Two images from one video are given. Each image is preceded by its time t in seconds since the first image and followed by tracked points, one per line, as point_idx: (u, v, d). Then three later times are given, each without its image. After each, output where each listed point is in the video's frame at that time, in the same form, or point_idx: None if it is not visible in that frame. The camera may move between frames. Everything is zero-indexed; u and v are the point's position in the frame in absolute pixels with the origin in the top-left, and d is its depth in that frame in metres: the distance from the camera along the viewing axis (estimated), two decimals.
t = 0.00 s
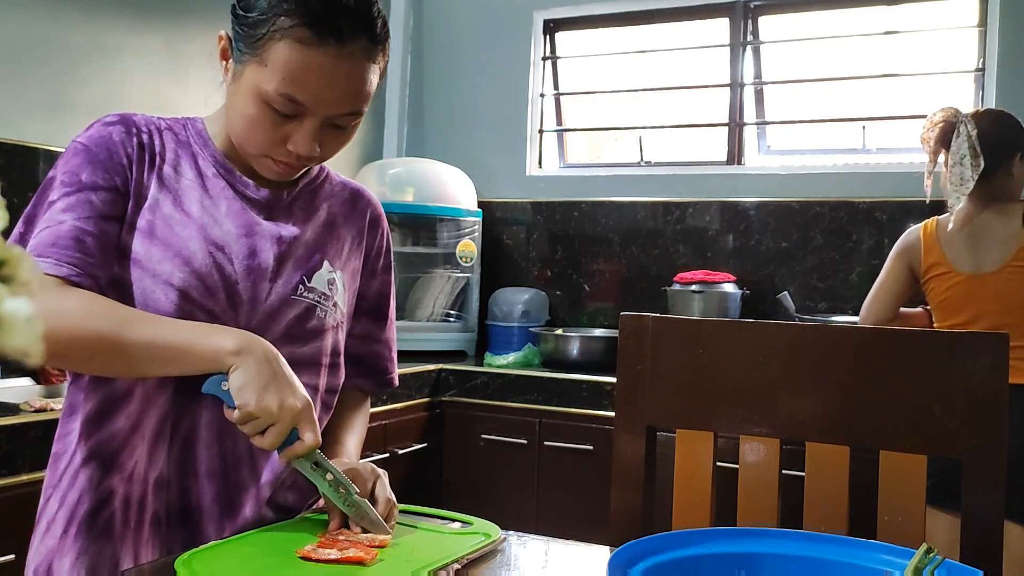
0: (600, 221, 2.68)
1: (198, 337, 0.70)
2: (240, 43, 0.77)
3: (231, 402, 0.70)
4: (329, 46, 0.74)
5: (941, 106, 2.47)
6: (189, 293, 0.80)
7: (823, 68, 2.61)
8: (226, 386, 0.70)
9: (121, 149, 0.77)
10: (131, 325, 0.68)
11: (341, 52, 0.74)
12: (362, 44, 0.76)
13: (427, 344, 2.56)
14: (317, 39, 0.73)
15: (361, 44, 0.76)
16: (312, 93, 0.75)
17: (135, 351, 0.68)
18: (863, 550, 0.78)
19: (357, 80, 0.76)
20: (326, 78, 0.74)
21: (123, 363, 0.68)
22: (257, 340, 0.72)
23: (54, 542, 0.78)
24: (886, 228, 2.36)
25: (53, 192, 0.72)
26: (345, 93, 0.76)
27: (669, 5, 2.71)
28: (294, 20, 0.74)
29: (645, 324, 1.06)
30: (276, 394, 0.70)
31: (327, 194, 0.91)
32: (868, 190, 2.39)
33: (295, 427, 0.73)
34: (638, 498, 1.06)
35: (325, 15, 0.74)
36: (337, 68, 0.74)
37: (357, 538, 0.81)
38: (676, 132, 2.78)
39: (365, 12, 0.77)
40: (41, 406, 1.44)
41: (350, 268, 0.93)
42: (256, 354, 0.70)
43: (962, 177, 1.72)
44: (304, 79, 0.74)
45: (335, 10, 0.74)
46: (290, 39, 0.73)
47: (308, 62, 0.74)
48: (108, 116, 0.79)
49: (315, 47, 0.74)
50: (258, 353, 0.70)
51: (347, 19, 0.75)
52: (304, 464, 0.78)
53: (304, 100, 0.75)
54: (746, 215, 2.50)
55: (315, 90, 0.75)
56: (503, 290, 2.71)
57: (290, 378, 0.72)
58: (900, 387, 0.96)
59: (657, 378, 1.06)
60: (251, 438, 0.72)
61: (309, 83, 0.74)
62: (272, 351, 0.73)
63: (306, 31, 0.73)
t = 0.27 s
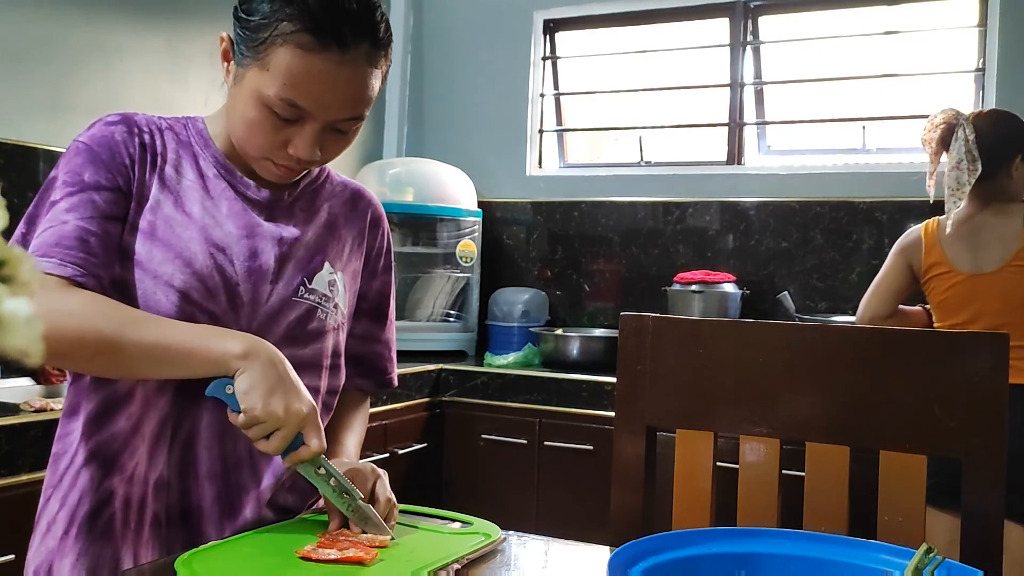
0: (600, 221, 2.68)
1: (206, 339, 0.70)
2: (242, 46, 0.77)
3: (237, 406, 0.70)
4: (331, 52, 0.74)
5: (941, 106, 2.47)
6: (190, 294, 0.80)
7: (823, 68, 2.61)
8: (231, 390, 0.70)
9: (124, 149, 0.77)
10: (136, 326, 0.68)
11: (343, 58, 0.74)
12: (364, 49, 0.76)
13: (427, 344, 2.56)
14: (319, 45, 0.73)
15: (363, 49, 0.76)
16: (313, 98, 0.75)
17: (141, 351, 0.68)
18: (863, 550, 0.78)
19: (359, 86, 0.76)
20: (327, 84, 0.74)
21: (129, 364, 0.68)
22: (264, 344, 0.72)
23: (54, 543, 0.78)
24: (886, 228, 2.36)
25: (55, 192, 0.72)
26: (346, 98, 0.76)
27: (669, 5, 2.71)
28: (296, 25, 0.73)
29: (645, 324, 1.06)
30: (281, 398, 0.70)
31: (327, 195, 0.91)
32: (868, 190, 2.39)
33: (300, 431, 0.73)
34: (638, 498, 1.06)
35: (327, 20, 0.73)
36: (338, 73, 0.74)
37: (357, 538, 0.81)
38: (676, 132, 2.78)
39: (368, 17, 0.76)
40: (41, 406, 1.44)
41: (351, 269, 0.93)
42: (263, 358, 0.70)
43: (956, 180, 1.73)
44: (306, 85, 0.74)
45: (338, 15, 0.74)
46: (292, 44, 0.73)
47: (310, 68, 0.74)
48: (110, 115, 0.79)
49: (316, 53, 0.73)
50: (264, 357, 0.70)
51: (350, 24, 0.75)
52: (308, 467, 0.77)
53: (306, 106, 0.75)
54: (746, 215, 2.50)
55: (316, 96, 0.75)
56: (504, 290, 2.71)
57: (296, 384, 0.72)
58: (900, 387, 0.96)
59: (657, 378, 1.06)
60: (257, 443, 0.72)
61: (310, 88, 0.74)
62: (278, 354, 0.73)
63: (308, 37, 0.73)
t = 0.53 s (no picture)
0: (600, 221, 2.69)
1: (205, 343, 0.70)
2: (245, 48, 0.77)
3: (230, 414, 0.70)
4: (335, 56, 0.74)
5: (941, 106, 2.47)
6: (192, 295, 0.80)
7: (823, 68, 2.61)
8: (222, 399, 0.70)
9: (127, 148, 0.77)
10: (135, 326, 0.68)
11: (347, 62, 0.74)
12: (368, 53, 0.76)
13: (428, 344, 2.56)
14: (323, 49, 0.73)
15: (367, 54, 0.76)
16: (316, 102, 0.75)
17: (140, 349, 0.68)
18: (863, 550, 0.78)
19: (362, 90, 0.77)
20: (331, 87, 0.74)
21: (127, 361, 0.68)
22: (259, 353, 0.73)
23: (55, 542, 0.78)
24: (886, 228, 2.36)
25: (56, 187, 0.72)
26: (349, 102, 0.76)
27: (669, 5, 2.71)
28: (300, 28, 0.73)
29: (645, 324, 1.06)
30: (276, 404, 0.71)
31: (328, 196, 0.91)
32: (868, 190, 2.39)
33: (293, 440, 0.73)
34: (638, 498, 1.06)
35: (332, 24, 0.73)
36: (342, 77, 0.74)
37: (357, 537, 0.81)
38: (676, 132, 2.78)
39: (373, 21, 0.76)
40: (41, 406, 1.44)
41: (352, 270, 0.93)
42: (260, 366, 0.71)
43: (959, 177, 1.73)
44: (309, 88, 0.74)
45: (342, 18, 0.74)
46: (296, 48, 0.73)
47: (314, 72, 0.74)
48: (113, 113, 0.79)
49: (320, 57, 0.73)
50: (260, 365, 0.71)
51: (354, 28, 0.75)
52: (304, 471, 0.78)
53: (309, 109, 0.75)
54: (746, 214, 2.50)
55: (320, 99, 0.75)
56: (504, 290, 2.71)
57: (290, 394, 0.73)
58: (901, 388, 0.96)
59: (657, 378, 1.06)
60: (249, 451, 0.71)
61: (313, 91, 0.74)
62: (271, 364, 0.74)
63: (312, 40, 0.73)
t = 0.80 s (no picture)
0: (600, 221, 2.69)
1: (187, 375, 0.70)
2: (240, 46, 0.77)
3: (213, 457, 0.72)
4: (329, 50, 0.74)
5: (941, 106, 2.47)
6: (185, 292, 0.80)
7: (823, 68, 2.61)
8: (202, 445, 0.72)
9: (122, 147, 0.77)
10: (119, 350, 0.68)
11: (341, 57, 0.74)
12: (362, 49, 0.76)
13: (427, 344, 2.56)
14: (318, 44, 0.73)
15: (362, 49, 0.76)
16: (311, 98, 0.75)
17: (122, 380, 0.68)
18: (863, 550, 0.78)
19: (357, 85, 0.77)
20: (326, 83, 0.74)
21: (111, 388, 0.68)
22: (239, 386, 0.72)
23: (51, 541, 0.78)
24: (886, 228, 2.36)
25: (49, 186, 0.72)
26: (344, 98, 0.76)
27: (669, 5, 2.71)
28: (294, 24, 0.73)
29: (645, 324, 1.06)
30: (257, 437, 0.71)
31: (324, 195, 0.91)
32: (868, 190, 2.39)
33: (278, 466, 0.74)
34: (638, 498, 1.06)
35: (327, 19, 0.74)
36: (337, 73, 0.74)
37: (358, 537, 0.81)
38: (676, 132, 2.77)
39: (366, 17, 0.77)
40: (41, 406, 1.43)
41: (348, 267, 0.93)
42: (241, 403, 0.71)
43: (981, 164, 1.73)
44: (304, 84, 0.74)
45: (336, 15, 0.74)
46: (290, 43, 0.73)
47: (308, 67, 0.74)
48: (109, 112, 0.79)
49: (314, 52, 0.73)
50: (239, 399, 0.71)
51: (348, 24, 0.75)
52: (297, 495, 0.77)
53: (304, 105, 0.75)
54: (746, 215, 2.50)
55: (315, 95, 0.75)
56: (504, 290, 2.71)
57: (272, 423, 0.73)
58: (901, 388, 0.95)
59: (657, 378, 1.06)
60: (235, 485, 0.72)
61: (308, 88, 0.74)
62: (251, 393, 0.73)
63: (306, 36, 0.73)
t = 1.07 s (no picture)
0: (600, 221, 2.68)
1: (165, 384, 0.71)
2: (226, 43, 0.78)
3: (191, 471, 0.73)
4: (316, 41, 0.75)
5: (941, 106, 2.47)
6: (187, 291, 0.80)
7: (824, 68, 2.61)
8: (181, 458, 0.74)
9: (111, 149, 0.77)
10: (98, 356, 0.69)
11: (327, 47, 0.75)
12: (348, 38, 0.77)
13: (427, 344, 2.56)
14: (304, 35, 0.74)
15: (347, 40, 0.77)
16: (300, 89, 0.76)
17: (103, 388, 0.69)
18: (863, 550, 0.78)
19: (345, 76, 0.77)
20: (313, 74, 0.75)
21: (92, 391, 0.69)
22: (212, 396, 0.73)
23: (57, 544, 0.78)
24: (886, 228, 2.36)
25: (37, 191, 0.73)
26: (333, 88, 0.77)
27: (669, 5, 2.71)
28: (279, 17, 0.75)
29: (645, 324, 1.06)
30: (232, 446, 0.71)
31: (317, 190, 0.91)
32: (868, 190, 2.39)
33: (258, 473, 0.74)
34: (638, 498, 1.06)
35: (311, 10, 0.75)
36: (324, 63, 0.75)
37: (357, 537, 0.81)
38: (676, 132, 2.77)
39: (349, 7, 0.78)
40: (41, 406, 1.43)
41: (345, 261, 0.93)
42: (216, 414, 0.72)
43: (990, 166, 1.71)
44: (292, 75, 0.75)
45: (320, 6, 0.75)
46: (277, 35, 0.74)
47: (295, 59, 0.75)
48: (98, 116, 0.79)
49: (301, 43, 0.74)
50: (213, 408, 0.72)
51: (332, 15, 0.76)
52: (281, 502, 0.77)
53: (293, 97, 0.76)
54: (746, 215, 2.50)
55: (303, 86, 0.75)
56: (504, 290, 2.72)
57: (251, 432, 0.73)
58: (900, 387, 0.96)
59: (657, 378, 1.06)
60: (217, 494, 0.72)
61: (296, 79, 0.75)
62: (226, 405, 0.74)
63: (291, 27, 0.74)
